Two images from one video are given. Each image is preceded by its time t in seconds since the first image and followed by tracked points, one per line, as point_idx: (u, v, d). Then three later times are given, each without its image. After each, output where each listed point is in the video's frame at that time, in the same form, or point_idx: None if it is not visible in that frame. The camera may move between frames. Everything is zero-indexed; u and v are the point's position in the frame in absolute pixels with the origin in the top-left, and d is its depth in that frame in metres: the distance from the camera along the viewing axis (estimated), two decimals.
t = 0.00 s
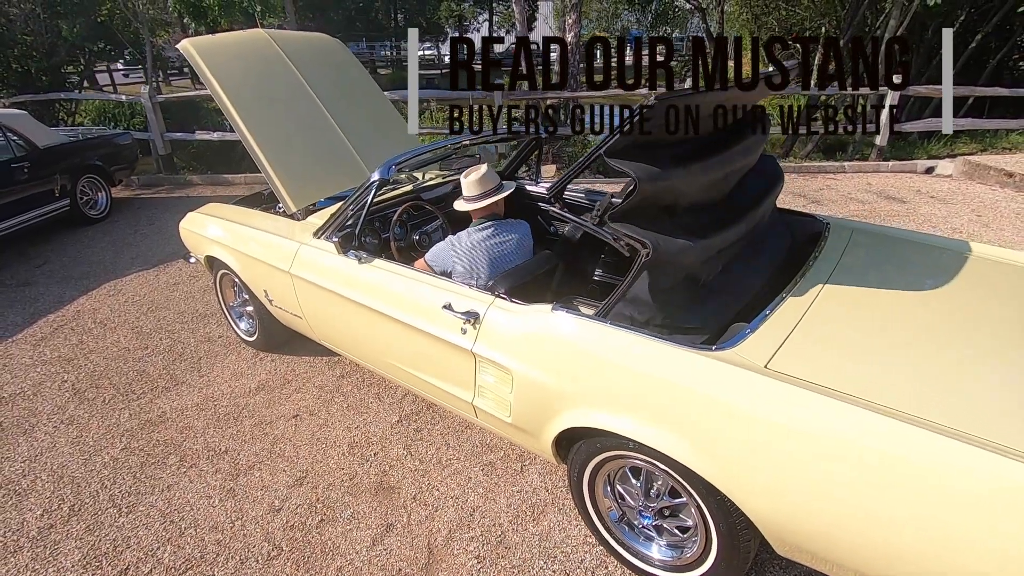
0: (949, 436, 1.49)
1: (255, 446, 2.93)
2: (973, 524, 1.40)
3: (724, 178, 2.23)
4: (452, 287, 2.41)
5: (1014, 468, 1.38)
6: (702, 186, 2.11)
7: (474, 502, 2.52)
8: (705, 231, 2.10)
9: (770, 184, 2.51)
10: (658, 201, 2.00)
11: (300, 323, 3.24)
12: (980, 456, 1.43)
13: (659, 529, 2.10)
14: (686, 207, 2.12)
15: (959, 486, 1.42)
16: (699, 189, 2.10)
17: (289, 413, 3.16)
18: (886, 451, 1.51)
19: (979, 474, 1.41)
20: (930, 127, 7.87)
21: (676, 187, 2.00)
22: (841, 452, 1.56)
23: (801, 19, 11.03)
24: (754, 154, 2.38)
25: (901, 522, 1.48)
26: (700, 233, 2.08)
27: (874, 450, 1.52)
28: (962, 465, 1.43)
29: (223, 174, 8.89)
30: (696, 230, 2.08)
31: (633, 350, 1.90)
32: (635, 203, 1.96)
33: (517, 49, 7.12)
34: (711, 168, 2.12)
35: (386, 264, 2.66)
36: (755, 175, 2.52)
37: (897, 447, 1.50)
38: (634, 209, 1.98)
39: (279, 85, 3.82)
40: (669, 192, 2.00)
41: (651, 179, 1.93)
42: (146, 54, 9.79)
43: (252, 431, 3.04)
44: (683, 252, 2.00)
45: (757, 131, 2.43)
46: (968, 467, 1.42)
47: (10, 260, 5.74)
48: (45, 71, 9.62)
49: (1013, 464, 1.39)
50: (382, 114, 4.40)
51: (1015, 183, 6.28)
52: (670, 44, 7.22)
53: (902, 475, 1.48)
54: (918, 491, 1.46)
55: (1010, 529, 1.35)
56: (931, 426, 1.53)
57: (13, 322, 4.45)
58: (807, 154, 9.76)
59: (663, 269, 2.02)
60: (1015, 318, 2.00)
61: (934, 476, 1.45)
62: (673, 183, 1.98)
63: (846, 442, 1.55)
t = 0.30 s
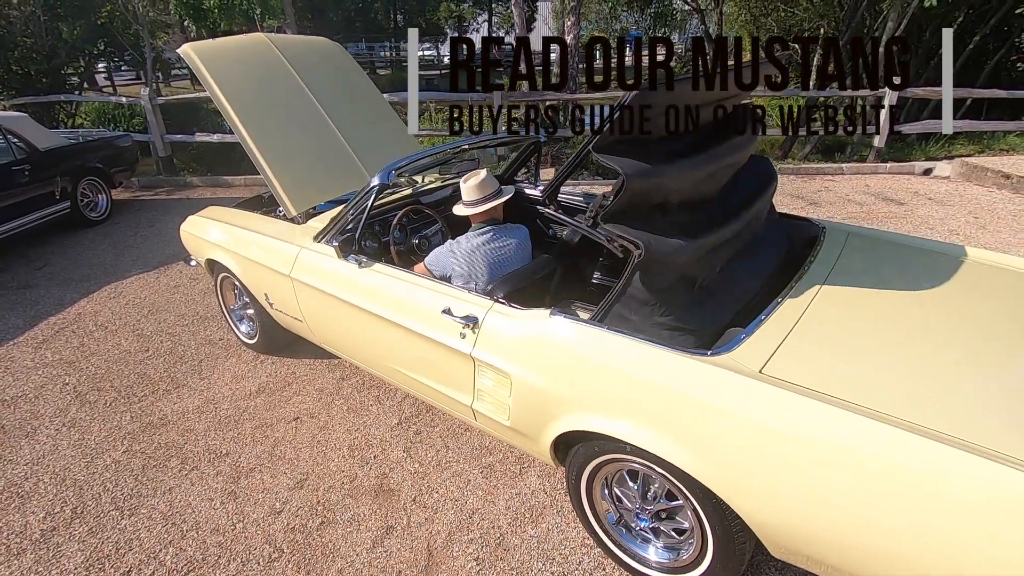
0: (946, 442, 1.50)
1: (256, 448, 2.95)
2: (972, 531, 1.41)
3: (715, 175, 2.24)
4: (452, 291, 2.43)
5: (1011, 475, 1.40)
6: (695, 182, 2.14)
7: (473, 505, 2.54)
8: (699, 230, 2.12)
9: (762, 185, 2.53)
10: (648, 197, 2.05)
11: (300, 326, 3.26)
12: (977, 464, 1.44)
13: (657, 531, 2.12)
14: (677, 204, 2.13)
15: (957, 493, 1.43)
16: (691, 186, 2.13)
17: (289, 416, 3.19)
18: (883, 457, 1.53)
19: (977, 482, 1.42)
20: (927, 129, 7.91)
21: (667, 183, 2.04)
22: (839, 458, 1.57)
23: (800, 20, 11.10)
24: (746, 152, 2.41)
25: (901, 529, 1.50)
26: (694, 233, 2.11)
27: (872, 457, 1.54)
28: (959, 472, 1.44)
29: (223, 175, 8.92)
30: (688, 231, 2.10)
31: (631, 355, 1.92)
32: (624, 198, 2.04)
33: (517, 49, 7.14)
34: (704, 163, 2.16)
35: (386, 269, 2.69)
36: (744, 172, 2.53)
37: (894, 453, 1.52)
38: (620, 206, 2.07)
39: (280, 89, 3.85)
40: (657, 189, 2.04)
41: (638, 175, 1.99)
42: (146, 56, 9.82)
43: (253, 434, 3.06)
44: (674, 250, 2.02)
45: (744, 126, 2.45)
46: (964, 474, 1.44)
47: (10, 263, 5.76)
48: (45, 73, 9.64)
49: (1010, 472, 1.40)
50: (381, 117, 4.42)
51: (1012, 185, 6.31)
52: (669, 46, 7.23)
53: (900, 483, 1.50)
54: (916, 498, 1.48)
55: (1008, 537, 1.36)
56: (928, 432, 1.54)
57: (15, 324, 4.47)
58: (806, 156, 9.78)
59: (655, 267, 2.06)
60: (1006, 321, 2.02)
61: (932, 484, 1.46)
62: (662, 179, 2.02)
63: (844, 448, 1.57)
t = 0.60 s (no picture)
0: (947, 453, 1.52)
1: (257, 451, 2.98)
2: (975, 543, 1.43)
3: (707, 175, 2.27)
4: (451, 296, 2.47)
5: (1008, 485, 1.42)
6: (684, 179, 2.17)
7: (472, 507, 2.57)
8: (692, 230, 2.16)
9: (754, 184, 2.54)
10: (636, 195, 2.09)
11: (300, 330, 3.29)
12: (976, 475, 1.46)
13: (653, 533, 2.15)
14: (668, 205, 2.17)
15: (956, 503, 1.46)
16: (680, 184, 2.16)
17: (290, 419, 3.21)
18: (884, 467, 1.55)
19: (976, 492, 1.45)
20: (924, 131, 7.94)
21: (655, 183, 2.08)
22: (837, 467, 1.60)
23: (798, 22, 11.16)
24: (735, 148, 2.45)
25: (901, 539, 1.52)
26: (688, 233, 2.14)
27: (871, 465, 1.56)
28: (959, 483, 1.46)
29: (223, 178, 8.95)
30: (679, 232, 2.14)
31: (629, 362, 1.95)
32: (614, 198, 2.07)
33: (517, 50, 7.16)
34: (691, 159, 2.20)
35: (386, 274, 2.72)
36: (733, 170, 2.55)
37: (894, 464, 1.54)
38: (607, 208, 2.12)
39: (280, 94, 3.88)
40: (644, 192, 2.08)
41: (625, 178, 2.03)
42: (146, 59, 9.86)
43: (254, 437, 3.09)
44: (665, 253, 2.07)
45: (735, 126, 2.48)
46: (964, 485, 1.46)
47: (11, 266, 5.79)
48: (45, 76, 9.66)
49: (1008, 482, 1.43)
50: (380, 121, 4.45)
51: (1008, 186, 6.35)
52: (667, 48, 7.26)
53: (901, 494, 1.52)
54: (918, 508, 1.50)
55: (1011, 549, 1.38)
56: (926, 441, 1.57)
57: (17, 328, 4.50)
58: (804, 158, 9.81)
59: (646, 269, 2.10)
60: (994, 327, 2.07)
61: (933, 493, 1.48)
62: (649, 180, 2.06)
63: (843, 458, 1.59)
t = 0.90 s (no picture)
0: (945, 461, 1.54)
1: (257, 454, 3.01)
2: (977, 550, 1.45)
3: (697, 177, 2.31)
4: (449, 301, 2.50)
5: (1001, 490, 1.46)
6: (674, 178, 2.19)
7: (471, 509, 2.60)
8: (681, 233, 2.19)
9: (745, 186, 2.58)
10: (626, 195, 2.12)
11: (300, 333, 3.32)
12: (975, 483, 1.49)
13: (648, 535, 2.19)
14: (658, 205, 2.20)
15: (955, 510, 1.48)
16: (670, 183, 2.19)
17: (290, 421, 3.24)
18: (883, 474, 1.57)
19: (974, 499, 1.47)
20: (920, 133, 7.97)
21: (644, 181, 2.11)
22: (837, 475, 1.62)
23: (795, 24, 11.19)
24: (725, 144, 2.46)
25: (905, 547, 1.54)
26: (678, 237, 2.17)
27: (870, 473, 1.59)
28: (957, 490, 1.49)
29: (222, 180, 8.98)
30: (670, 233, 2.17)
31: (627, 368, 1.98)
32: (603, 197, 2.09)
33: (515, 50, 7.17)
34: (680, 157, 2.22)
35: (385, 278, 2.75)
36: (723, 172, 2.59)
37: (893, 472, 1.56)
38: (597, 209, 2.15)
39: (279, 99, 3.91)
40: (633, 191, 2.11)
41: (614, 176, 2.05)
42: (145, 62, 9.88)
43: (255, 439, 3.12)
44: (656, 253, 2.10)
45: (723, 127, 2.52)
46: (962, 492, 1.49)
47: (11, 269, 5.80)
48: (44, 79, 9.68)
49: (1002, 489, 1.46)
50: (378, 125, 4.48)
51: (1003, 188, 6.40)
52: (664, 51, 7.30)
53: (901, 502, 1.54)
54: (919, 516, 1.52)
55: (1010, 554, 1.41)
56: (922, 448, 1.59)
57: (18, 331, 4.52)
58: (801, 159, 9.85)
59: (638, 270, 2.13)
60: (984, 330, 2.11)
61: (932, 501, 1.51)
62: (637, 179, 2.09)
63: (842, 465, 1.62)
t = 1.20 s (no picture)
0: (940, 465, 1.56)
1: (258, 456, 3.04)
2: (968, 551, 1.47)
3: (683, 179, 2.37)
4: (448, 305, 2.53)
5: (991, 492, 1.48)
6: (657, 178, 2.27)
7: (470, 510, 2.63)
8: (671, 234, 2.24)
9: (736, 188, 2.62)
10: (610, 194, 2.18)
11: (300, 336, 3.35)
12: (971, 487, 1.50)
13: (645, 535, 2.22)
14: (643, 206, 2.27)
15: (951, 513, 1.50)
16: (653, 182, 2.25)
17: (290, 423, 3.27)
18: (880, 478, 1.59)
19: (964, 499, 1.50)
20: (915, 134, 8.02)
21: (628, 180, 2.18)
22: (835, 478, 1.64)
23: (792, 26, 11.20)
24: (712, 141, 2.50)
25: (905, 552, 1.55)
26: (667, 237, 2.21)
27: (867, 477, 1.61)
28: (953, 492, 1.51)
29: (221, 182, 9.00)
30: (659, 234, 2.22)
31: (624, 371, 2.01)
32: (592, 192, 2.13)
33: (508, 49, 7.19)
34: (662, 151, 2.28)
35: (385, 282, 2.78)
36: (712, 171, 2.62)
37: (889, 475, 1.59)
38: (586, 208, 2.18)
39: (279, 103, 3.93)
40: (615, 192, 2.18)
41: (600, 176, 2.12)
42: (143, 64, 9.90)
43: (256, 441, 3.15)
44: (648, 252, 2.13)
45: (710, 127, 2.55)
46: (959, 494, 1.50)
47: (11, 271, 5.82)
48: (43, 80, 9.70)
49: (992, 490, 1.49)
50: (376, 127, 4.51)
51: (997, 190, 6.45)
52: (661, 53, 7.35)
53: (899, 504, 1.56)
54: (917, 519, 1.54)
55: (1000, 555, 1.43)
56: (917, 452, 1.61)
57: (18, 333, 4.54)
58: (798, 160, 9.90)
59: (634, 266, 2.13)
60: (977, 333, 2.14)
61: (930, 504, 1.53)
62: (621, 179, 2.16)
63: (838, 467, 1.64)
